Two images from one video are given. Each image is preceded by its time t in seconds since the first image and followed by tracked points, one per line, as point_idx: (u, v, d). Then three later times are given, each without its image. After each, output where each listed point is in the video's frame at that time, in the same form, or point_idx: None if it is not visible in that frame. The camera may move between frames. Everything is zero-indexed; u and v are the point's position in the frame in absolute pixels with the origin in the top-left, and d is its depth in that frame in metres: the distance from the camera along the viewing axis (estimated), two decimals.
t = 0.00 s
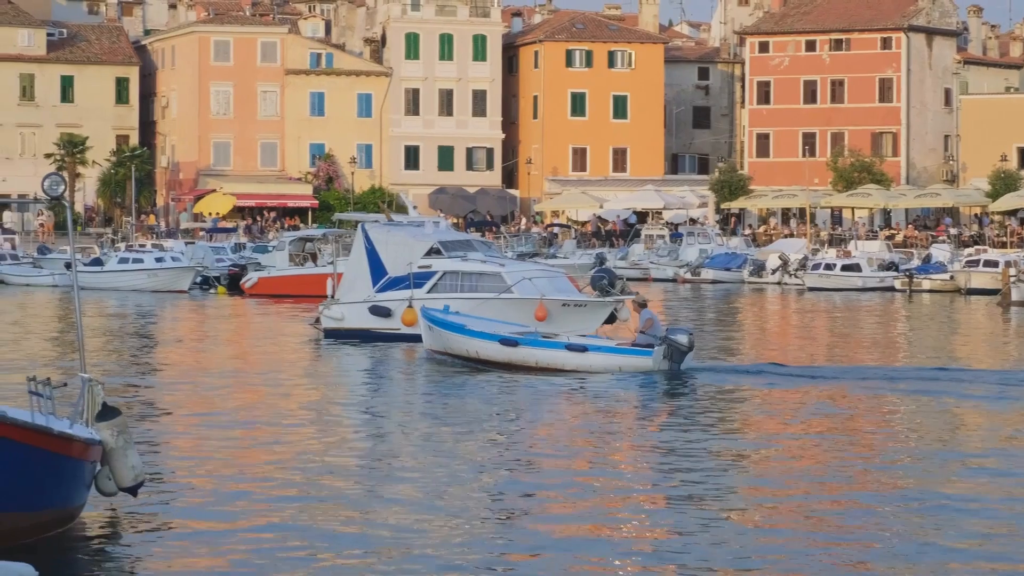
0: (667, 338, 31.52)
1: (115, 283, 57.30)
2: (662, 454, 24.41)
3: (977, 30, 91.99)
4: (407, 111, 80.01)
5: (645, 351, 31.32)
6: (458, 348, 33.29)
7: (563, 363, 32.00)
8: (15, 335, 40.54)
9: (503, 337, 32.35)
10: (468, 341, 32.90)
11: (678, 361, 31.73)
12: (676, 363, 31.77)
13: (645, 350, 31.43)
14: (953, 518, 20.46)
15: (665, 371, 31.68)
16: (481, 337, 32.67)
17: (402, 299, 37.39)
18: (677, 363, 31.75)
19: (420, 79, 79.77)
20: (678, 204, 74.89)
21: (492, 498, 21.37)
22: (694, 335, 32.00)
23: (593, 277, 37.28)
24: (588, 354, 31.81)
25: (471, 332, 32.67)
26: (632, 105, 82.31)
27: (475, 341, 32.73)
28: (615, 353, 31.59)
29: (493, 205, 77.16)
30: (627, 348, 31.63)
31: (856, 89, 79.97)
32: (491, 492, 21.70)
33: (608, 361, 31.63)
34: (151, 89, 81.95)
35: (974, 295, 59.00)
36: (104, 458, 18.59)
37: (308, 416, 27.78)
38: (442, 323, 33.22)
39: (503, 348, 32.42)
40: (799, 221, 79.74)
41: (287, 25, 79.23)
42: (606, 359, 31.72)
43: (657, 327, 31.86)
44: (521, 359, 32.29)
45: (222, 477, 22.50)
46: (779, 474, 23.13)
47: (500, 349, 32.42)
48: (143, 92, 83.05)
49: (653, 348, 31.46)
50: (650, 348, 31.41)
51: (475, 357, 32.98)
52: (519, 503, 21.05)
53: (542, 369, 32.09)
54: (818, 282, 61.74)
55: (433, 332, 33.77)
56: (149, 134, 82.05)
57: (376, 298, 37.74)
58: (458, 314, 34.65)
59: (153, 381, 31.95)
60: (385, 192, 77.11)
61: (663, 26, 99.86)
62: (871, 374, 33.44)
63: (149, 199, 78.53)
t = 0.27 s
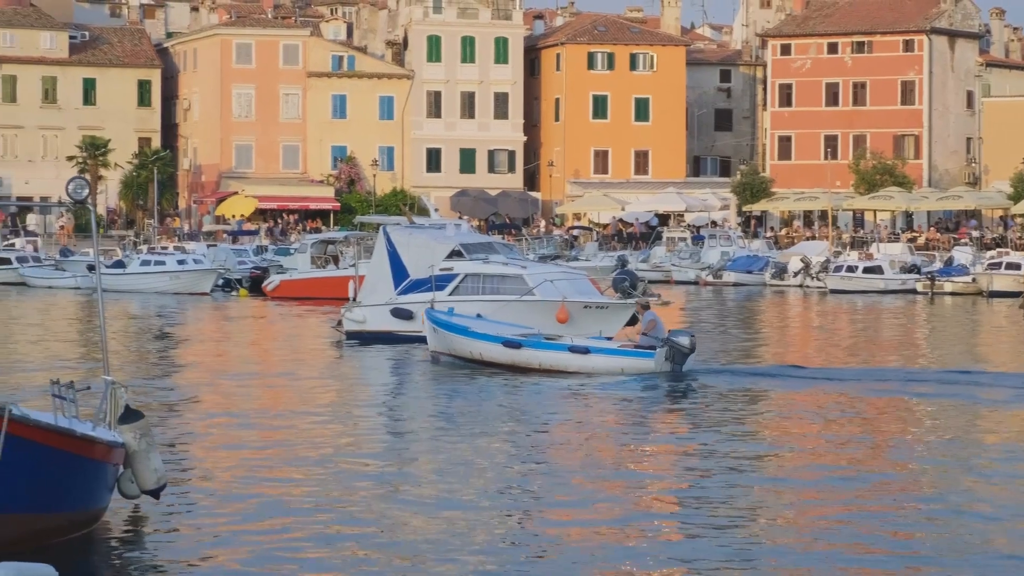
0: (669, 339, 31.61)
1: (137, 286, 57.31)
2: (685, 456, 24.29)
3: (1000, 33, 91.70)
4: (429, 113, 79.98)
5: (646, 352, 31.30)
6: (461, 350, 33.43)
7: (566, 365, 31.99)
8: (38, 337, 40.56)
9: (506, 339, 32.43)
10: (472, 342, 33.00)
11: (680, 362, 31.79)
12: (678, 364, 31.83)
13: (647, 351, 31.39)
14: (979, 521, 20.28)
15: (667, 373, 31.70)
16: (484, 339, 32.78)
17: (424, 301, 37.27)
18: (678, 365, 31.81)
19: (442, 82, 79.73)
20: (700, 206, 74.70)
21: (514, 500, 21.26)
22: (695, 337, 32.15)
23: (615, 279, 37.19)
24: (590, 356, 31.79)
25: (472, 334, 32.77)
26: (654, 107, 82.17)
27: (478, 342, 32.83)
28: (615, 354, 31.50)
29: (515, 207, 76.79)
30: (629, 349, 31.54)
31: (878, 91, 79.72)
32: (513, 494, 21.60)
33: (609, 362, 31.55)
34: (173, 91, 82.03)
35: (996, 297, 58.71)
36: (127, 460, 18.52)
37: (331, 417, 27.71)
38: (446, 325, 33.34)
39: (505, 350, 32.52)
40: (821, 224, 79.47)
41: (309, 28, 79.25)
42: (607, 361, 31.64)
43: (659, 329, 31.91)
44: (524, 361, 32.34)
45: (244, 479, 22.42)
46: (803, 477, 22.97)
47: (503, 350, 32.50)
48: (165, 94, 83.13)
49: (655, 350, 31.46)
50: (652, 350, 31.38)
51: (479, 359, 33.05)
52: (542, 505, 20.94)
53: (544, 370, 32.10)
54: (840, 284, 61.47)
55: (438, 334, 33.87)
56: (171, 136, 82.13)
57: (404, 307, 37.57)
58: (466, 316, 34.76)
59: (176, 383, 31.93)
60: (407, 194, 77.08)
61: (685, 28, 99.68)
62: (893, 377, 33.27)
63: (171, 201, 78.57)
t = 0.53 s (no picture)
0: (671, 342, 31.39)
1: (159, 288, 57.36)
2: (708, 459, 24.16)
3: (1022, 34, 91.35)
4: (451, 116, 79.95)
5: (649, 355, 31.12)
6: (467, 352, 33.45)
7: (570, 367, 31.96)
8: (61, 339, 40.59)
9: (511, 341, 32.46)
10: (477, 345, 33.04)
11: (683, 364, 31.57)
12: (682, 366, 31.61)
13: (649, 354, 31.22)
14: (1001, 524, 20.12)
15: (671, 374, 31.54)
16: (489, 341, 32.84)
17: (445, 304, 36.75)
18: (683, 366, 31.62)
19: (464, 85, 79.73)
20: (722, 209, 74.49)
21: (538, 501, 21.15)
22: (698, 338, 31.93)
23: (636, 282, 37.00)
24: (594, 358, 31.74)
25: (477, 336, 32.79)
26: (676, 110, 82.02)
27: (483, 344, 32.90)
28: (618, 356, 31.48)
29: (537, 210, 76.70)
30: (632, 351, 31.46)
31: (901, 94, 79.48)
32: (538, 496, 21.48)
33: (612, 364, 31.52)
34: (194, 94, 82.23)
35: (1019, 300, 58.40)
36: (149, 463, 18.47)
37: (354, 420, 27.65)
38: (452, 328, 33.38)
39: (510, 352, 32.55)
40: (843, 227, 79.19)
41: (331, 30, 79.28)
42: (610, 364, 31.62)
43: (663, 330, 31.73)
44: (527, 362, 32.31)
45: (269, 481, 22.36)
46: (824, 479, 22.83)
47: (507, 352, 32.52)
48: (188, 97, 83.25)
49: (658, 352, 31.26)
50: (655, 352, 31.22)
51: (485, 360, 33.08)
52: (568, 508, 20.81)
53: (548, 372, 32.08)
54: (862, 286, 61.17)
55: (444, 336, 33.93)
56: (193, 139, 82.21)
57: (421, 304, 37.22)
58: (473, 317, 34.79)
59: (200, 385, 31.88)
60: (428, 197, 77.06)
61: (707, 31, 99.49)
62: (915, 379, 33.07)
63: (193, 204, 78.64)
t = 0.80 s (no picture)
0: (674, 343, 31.52)
1: (179, 290, 57.42)
2: (727, 461, 24.08)
3: None
4: (470, 118, 79.89)
5: (651, 357, 31.26)
6: (472, 354, 33.61)
7: (574, 369, 31.98)
8: (80, 341, 40.65)
9: (514, 343, 32.59)
10: (481, 347, 33.11)
11: (685, 366, 31.74)
12: (684, 368, 31.77)
13: (651, 355, 31.37)
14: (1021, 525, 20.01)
15: (673, 375, 31.69)
16: (493, 343, 33.00)
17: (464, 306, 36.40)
18: (684, 368, 31.77)
19: (483, 87, 79.61)
20: (741, 211, 74.34)
21: (556, 503, 21.10)
22: (701, 341, 32.08)
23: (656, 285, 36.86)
24: (597, 360, 31.77)
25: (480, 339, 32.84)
26: (695, 112, 81.90)
27: (487, 346, 33.07)
28: (620, 357, 31.57)
29: (556, 212, 76.56)
30: (634, 353, 31.60)
31: (920, 96, 79.23)
32: (555, 498, 21.43)
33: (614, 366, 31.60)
34: (213, 97, 82.30)
35: None
36: (169, 464, 18.44)
37: (373, 421, 27.63)
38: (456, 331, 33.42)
39: (513, 354, 32.68)
40: (862, 229, 78.96)
41: (350, 33, 79.24)
42: (613, 365, 31.70)
43: (665, 332, 31.87)
44: (531, 365, 32.42)
45: (287, 482, 22.34)
46: (843, 481, 22.75)
47: (510, 354, 32.56)
48: (207, 100, 83.28)
49: (660, 354, 31.40)
50: (656, 353, 31.36)
51: (490, 363, 33.15)
52: (585, 509, 20.75)
53: (552, 374, 32.12)
54: (881, 289, 60.92)
55: (448, 338, 34.00)
56: (213, 141, 82.26)
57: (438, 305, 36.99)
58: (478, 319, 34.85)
59: (219, 387, 31.89)
60: (447, 200, 77.03)
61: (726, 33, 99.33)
62: (935, 382, 32.94)
63: (212, 207, 78.67)
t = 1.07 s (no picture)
0: (677, 345, 31.61)
1: (200, 293, 57.44)
2: (748, 464, 23.94)
3: None
4: (492, 121, 79.88)
5: (655, 359, 31.40)
6: (477, 357, 33.68)
7: (577, 372, 32.16)
8: (103, 344, 40.65)
9: (518, 345, 32.65)
10: (485, 349, 33.26)
11: (688, 368, 31.85)
12: (687, 370, 31.88)
13: (655, 358, 31.51)
14: None
15: (675, 377, 31.85)
16: (498, 347, 33.06)
17: (487, 309, 36.27)
18: (687, 370, 31.91)
19: (505, 90, 79.61)
20: (763, 214, 74.13)
21: (578, 506, 20.95)
22: (705, 342, 32.13)
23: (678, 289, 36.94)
24: (600, 362, 31.97)
25: (485, 341, 33.01)
26: (717, 115, 81.70)
27: (492, 349, 33.13)
28: (624, 360, 31.68)
29: (578, 215, 76.57)
30: (638, 355, 31.72)
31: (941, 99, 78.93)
32: (577, 500, 21.30)
33: (618, 369, 31.71)
34: (235, 100, 82.38)
35: None
36: (191, 466, 18.26)
37: (394, 423, 27.54)
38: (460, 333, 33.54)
39: (518, 357, 32.76)
40: (884, 233, 78.70)
41: (372, 36, 79.20)
42: (617, 367, 31.81)
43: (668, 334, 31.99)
44: (535, 367, 32.51)
45: (308, 483, 22.25)
46: (865, 483, 22.63)
47: (514, 357, 32.71)
48: (229, 103, 83.36)
49: (663, 356, 31.55)
50: (659, 355, 31.48)
51: (493, 365, 33.30)
52: (607, 512, 20.60)
53: (555, 376, 32.28)
54: (903, 292, 60.76)
55: (452, 341, 34.15)
56: (235, 145, 82.36)
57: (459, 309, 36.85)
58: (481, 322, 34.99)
59: (240, 389, 31.82)
60: (469, 202, 76.96)
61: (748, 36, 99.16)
62: (957, 384, 32.77)
63: (234, 210, 78.66)
